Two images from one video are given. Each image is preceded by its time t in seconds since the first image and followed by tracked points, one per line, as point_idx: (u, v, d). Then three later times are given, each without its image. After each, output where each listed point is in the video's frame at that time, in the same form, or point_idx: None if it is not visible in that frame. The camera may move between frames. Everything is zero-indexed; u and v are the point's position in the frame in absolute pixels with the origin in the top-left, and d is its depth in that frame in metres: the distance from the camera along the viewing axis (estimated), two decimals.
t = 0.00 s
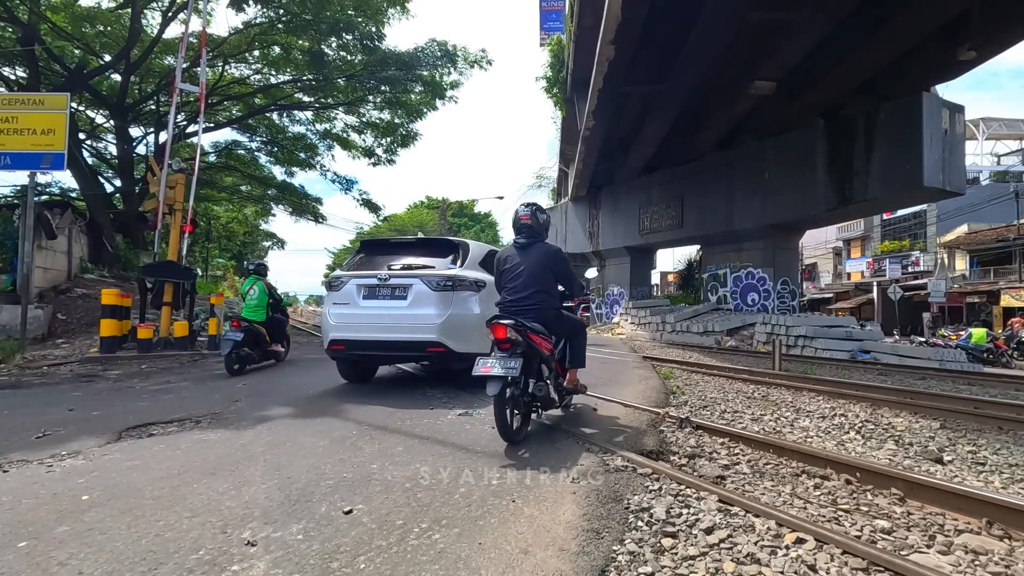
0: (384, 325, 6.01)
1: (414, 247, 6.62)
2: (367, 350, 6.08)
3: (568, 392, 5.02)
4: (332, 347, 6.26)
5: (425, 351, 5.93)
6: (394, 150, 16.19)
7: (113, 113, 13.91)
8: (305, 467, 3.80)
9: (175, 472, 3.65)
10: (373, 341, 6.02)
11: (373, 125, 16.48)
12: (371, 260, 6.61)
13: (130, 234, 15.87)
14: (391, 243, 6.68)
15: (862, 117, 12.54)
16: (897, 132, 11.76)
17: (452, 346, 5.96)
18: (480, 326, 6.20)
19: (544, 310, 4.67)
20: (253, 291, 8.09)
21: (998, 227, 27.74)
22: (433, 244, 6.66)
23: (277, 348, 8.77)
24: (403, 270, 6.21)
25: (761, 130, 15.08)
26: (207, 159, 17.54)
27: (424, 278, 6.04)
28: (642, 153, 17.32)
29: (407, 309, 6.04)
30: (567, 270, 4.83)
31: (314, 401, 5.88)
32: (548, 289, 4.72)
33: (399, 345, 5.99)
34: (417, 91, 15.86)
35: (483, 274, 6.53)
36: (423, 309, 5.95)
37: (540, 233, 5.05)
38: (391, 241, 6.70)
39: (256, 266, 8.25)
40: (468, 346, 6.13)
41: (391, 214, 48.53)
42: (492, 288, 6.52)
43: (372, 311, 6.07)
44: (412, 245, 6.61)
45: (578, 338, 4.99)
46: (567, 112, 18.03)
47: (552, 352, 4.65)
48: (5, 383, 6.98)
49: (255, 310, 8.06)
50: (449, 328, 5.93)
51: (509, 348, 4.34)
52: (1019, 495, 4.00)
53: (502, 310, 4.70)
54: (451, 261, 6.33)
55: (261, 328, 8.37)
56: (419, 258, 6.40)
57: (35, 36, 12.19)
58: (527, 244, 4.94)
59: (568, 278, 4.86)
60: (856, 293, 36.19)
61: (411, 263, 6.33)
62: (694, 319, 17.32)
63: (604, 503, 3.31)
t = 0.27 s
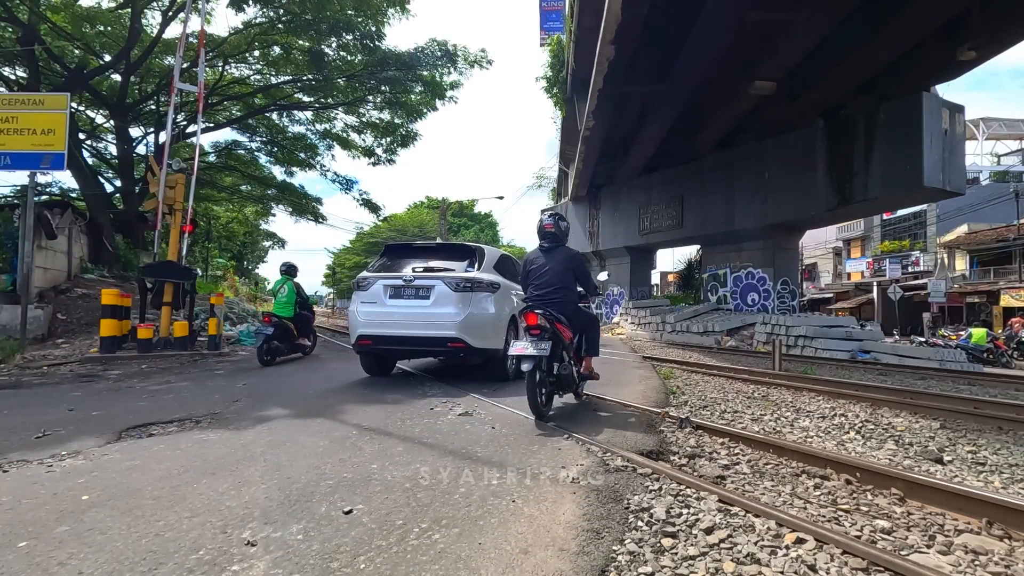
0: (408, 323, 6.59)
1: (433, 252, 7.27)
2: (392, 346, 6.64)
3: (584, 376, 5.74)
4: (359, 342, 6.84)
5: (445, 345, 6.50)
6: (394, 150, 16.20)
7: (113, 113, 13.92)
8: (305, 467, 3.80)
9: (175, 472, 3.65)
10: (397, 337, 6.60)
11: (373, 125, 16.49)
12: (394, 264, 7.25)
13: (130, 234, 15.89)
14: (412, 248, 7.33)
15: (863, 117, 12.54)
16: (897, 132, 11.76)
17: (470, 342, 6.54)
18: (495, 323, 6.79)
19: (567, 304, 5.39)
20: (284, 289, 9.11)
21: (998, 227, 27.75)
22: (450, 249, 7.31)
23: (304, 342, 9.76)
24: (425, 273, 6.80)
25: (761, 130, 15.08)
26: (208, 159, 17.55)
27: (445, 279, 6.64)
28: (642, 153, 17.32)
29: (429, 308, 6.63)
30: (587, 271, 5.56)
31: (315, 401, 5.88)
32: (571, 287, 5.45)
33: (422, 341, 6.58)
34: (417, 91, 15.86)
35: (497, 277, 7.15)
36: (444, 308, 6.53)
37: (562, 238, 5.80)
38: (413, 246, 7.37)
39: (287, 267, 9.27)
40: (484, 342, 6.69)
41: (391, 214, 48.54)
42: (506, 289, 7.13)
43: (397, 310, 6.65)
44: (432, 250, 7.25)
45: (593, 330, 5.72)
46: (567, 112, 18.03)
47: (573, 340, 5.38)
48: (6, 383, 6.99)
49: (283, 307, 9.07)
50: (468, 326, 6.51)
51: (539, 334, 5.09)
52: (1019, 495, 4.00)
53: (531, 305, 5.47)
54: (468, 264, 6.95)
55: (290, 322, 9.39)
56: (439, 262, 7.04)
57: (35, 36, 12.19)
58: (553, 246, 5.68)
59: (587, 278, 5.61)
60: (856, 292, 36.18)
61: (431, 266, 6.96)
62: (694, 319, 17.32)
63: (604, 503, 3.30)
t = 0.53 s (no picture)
0: (426, 322, 7.02)
1: (450, 257, 7.75)
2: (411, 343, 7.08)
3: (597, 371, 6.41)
4: (382, 340, 7.30)
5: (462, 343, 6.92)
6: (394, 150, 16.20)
7: (113, 114, 13.92)
8: (305, 467, 3.80)
9: (175, 472, 3.65)
10: (416, 335, 7.02)
11: (373, 125, 16.48)
12: (412, 268, 7.69)
13: (130, 234, 15.88)
14: (429, 253, 7.78)
15: (863, 117, 12.54)
16: (897, 132, 11.76)
17: (485, 340, 6.95)
18: (508, 323, 7.22)
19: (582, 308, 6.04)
20: (308, 289, 9.89)
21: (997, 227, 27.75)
22: (464, 254, 7.77)
23: (327, 339, 10.51)
24: (442, 275, 7.23)
25: (761, 130, 15.08)
26: (208, 159, 17.55)
27: (461, 281, 7.07)
28: (642, 153, 17.31)
29: (446, 308, 7.06)
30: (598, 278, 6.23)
31: (315, 401, 5.87)
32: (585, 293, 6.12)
33: (440, 339, 7.00)
34: (417, 91, 15.85)
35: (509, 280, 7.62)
36: (460, 308, 6.96)
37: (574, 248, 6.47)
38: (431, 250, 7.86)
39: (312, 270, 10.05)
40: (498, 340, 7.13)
41: (391, 214, 48.54)
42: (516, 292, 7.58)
43: (417, 309, 7.09)
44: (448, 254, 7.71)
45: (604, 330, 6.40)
46: (567, 112, 18.03)
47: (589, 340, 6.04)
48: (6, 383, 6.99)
49: (309, 305, 9.85)
50: (483, 324, 6.92)
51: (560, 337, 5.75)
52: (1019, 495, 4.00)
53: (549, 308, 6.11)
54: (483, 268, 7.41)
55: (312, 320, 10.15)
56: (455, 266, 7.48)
57: (35, 36, 12.19)
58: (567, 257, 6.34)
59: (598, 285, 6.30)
60: (856, 292, 36.18)
61: (448, 269, 7.41)
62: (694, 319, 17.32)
63: (604, 503, 3.30)
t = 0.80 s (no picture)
0: (443, 321, 7.39)
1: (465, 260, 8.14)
2: (429, 341, 7.45)
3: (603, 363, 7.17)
4: (402, 337, 7.68)
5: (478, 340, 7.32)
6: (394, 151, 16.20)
7: (113, 114, 13.92)
8: (305, 467, 3.80)
9: (175, 472, 3.65)
10: (435, 333, 7.40)
11: (373, 125, 16.48)
12: (429, 269, 8.07)
13: (130, 234, 15.89)
14: (445, 255, 8.17)
15: (863, 117, 12.54)
16: (897, 132, 11.76)
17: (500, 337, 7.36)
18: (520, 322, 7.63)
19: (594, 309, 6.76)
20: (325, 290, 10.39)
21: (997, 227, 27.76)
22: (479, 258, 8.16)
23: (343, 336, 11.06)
24: (459, 277, 7.61)
25: (761, 130, 15.07)
26: (208, 159, 17.55)
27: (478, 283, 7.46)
28: (642, 153, 17.30)
29: (463, 308, 7.46)
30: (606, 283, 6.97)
31: (315, 401, 5.88)
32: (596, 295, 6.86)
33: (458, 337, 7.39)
34: (417, 91, 15.85)
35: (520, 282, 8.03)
36: (476, 308, 7.36)
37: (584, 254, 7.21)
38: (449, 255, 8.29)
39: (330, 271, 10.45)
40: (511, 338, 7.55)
41: (391, 215, 48.54)
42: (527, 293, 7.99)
43: (435, 309, 7.47)
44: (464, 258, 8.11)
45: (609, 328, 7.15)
46: (567, 112, 18.04)
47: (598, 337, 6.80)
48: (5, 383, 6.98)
49: (326, 305, 10.25)
50: (498, 323, 7.31)
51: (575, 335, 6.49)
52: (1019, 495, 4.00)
53: (564, 308, 6.81)
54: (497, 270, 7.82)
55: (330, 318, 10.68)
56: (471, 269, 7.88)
57: (35, 36, 12.18)
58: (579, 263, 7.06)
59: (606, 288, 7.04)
60: (856, 292, 36.17)
61: (464, 272, 7.80)
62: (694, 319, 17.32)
63: (604, 503, 3.30)
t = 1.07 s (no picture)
0: (457, 322, 7.68)
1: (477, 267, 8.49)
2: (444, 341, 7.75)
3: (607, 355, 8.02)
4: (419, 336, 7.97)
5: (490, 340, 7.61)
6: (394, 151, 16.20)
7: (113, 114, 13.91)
8: (304, 467, 3.78)
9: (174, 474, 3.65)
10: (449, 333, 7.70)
11: (373, 125, 16.47)
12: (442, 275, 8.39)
13: (130, 234, 15.90)
14: (456, 262, 8.51)
15: (863, 116, 12.55)
16: (897, 132, 11.76)
17: (511, 337, 7.66)
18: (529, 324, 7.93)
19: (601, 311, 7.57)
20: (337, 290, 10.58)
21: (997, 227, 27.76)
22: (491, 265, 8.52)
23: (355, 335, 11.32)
24: (473, 281, 7.90)
25: (761, 130, 15.08)
26: (207, 159, 17.55)
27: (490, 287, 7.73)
28: (642, 153, 17.30)
29: (476, 311, 7.73)
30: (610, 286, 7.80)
31: (316, 401, 5.87)
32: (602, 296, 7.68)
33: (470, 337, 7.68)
34: (417, 91, 15.84)
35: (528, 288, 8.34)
36: (489, 310, 7.64)
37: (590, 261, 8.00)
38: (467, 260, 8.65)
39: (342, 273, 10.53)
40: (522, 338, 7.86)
41: (391, 215, 48.57)
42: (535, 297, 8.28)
43: (450, 311, 7.75)
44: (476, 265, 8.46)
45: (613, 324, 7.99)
46: (567, 112, 18.04)
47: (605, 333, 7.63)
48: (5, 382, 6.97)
49: (341, 305, 10.52)
50: (508, 324, 7.62)
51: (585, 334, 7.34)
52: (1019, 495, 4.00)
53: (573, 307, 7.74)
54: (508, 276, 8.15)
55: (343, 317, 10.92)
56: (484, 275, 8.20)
57: (35, 36, 12.18)
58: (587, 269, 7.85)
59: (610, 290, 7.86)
60: (856, 292, 36.16)
61: (476, 277, 8.13)
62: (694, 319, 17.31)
63: (604, 503, 3.30)
